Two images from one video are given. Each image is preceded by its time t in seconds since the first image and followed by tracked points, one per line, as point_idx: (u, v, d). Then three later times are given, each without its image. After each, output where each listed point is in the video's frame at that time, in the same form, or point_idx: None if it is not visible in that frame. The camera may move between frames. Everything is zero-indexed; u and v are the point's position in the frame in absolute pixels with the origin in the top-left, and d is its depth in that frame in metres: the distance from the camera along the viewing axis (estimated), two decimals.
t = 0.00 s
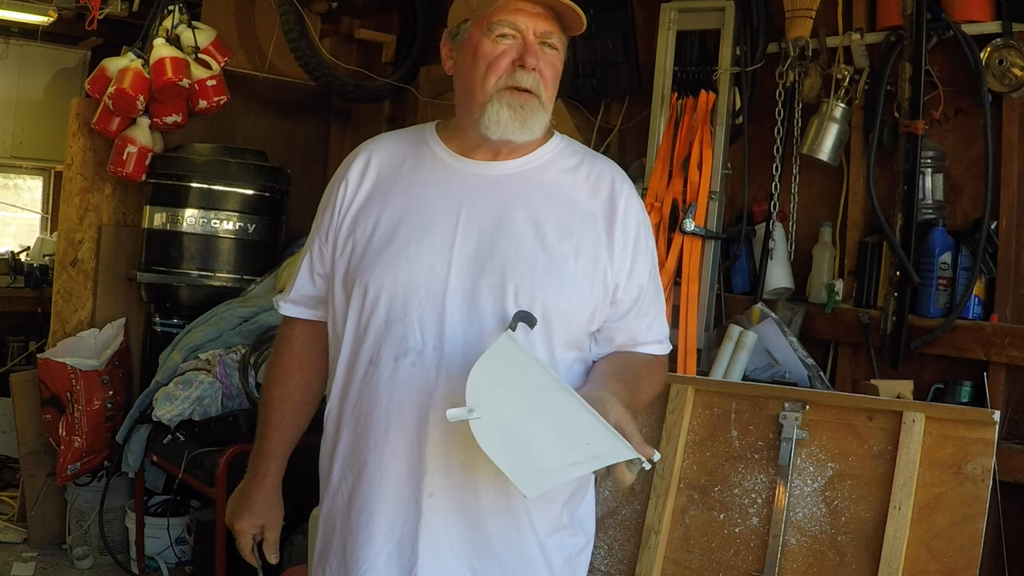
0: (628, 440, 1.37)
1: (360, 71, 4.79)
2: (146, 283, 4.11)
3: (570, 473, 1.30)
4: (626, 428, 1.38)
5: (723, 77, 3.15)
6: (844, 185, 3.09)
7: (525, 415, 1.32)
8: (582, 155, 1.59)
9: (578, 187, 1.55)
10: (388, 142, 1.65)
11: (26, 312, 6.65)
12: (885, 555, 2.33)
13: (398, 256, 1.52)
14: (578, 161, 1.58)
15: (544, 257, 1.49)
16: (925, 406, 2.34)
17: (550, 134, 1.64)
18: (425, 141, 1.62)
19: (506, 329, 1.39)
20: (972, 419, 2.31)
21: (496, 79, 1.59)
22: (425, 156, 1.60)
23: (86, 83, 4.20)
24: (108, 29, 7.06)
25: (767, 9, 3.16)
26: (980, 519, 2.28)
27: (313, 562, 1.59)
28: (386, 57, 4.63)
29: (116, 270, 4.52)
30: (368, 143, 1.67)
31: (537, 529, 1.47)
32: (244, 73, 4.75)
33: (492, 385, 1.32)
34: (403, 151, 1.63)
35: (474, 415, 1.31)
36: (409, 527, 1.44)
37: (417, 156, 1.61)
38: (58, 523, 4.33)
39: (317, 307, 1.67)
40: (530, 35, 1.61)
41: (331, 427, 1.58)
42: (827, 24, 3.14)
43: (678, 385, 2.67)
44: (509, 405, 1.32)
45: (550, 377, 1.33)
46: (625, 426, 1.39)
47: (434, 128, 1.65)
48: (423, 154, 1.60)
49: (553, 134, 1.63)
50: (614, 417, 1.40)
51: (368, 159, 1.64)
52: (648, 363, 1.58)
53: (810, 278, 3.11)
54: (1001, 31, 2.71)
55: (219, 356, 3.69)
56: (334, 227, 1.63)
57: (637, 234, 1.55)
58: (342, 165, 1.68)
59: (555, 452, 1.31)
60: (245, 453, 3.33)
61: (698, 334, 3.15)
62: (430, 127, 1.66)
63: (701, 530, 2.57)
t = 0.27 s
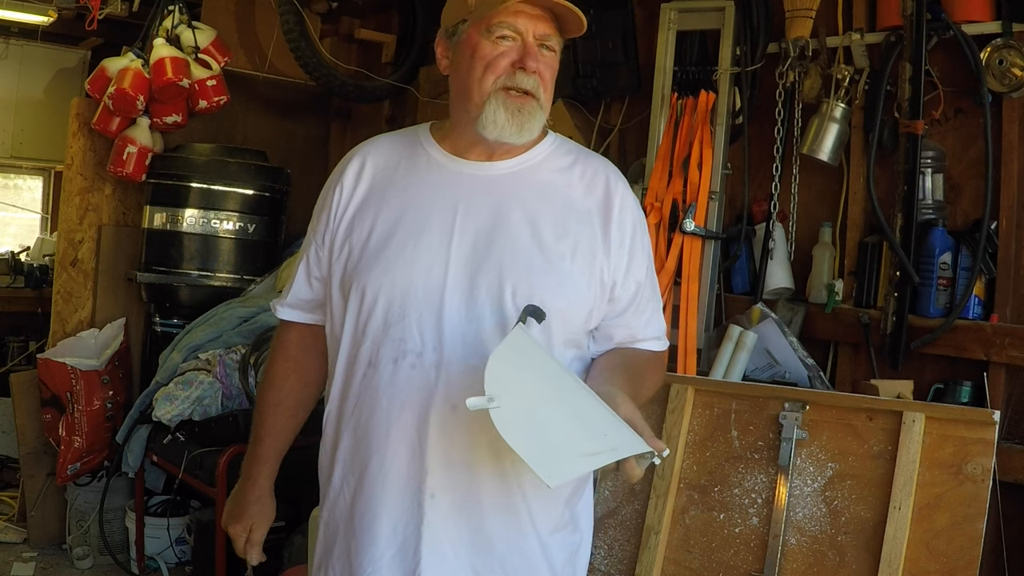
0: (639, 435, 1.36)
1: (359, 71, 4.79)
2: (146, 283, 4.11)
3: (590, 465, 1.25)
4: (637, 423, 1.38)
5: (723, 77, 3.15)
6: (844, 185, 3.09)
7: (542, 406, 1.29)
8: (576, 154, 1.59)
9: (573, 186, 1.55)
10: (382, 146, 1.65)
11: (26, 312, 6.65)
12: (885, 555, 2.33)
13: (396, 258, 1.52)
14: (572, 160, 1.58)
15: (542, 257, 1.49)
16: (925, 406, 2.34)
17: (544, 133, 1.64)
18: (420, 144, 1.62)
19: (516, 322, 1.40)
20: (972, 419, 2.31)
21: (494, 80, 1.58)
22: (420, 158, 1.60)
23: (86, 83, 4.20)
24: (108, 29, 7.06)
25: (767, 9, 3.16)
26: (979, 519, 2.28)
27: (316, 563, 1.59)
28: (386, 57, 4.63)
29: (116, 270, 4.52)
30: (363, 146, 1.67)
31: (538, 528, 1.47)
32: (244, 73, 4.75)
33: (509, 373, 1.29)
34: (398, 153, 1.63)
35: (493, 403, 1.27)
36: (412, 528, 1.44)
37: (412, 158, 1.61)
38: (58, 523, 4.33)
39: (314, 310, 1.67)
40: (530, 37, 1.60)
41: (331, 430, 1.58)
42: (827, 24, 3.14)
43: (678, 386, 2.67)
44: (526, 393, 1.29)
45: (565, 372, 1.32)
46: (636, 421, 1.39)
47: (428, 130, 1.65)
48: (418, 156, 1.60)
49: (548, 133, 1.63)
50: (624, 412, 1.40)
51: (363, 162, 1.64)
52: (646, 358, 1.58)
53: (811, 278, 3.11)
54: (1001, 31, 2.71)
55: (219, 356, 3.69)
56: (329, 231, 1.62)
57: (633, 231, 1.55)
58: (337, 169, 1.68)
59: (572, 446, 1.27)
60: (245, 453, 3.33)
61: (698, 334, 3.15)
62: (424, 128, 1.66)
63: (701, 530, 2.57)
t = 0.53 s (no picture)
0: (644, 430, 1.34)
1: (360, 71, 4.79)
2: (146, 283, 4.11)
3: (601, 457, 1.21)
4: (642, 417, 1.37)
5: (723, 77, 3.15)
6: (844, 186, 3.09)
7: (550, 403, 1.27)
8: (572, 153, 1.59)
9: (570, 185, 1.55)
10: (379, 147, 1.65)
11: (26, 312, 6.65)
12: (885, 555, 2.33)
13: (393, 259, 1.52)
14: (569, 159, 1.58)
15: (539, 257, 1.49)
16: (925, 406, 2.35)
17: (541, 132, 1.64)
18: (416, 144, 1.62)
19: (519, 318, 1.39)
20: (972, 419, 2.31)
21: (483, 82, 1.58)
22: (416, 159, 1.60)
23: (86, 83, 4.20)
24: (108, 29, 7.06)
25: (767, 9, 3.15)
26: (979, 519, 2.28)
27: (315, 565, 1.59)
28: (386, 57, 4.63)
29: (116, 270, 4.52)
30: (359, 147, 1.67)
31: (536, 528, 1.47)
32: (244, 73, 4.75)
33: (513, 368, 1.28)
34: (394, 154, 1.63)
35: (501, 396, 1.25)
36: (411, 530, 1.44)
37: (408, 159, 1.61)
38: (58, 523, 4.34)
39: (312, 311, 1.68)
40: (520, 39, 1.60)
41: (330, 432, 1.58)
42: (827, 24, 3.14)
43: (678, 386, 2.67)
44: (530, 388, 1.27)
45: (567, 371, 1.31)
46: (640, 416, 1.38)
47: (424, 131, 1.65)
48: (414, 157, 1.60)
49: (544, 132, 1.62)
50: (628, 407, 1.39)
51: (359, 163, 1.64)
52: (645, 356, 1.58)
53: (810, 278, 3.11)
54: (1001, 31, 2.71)
55: (219, 356, 3.69)
56: (327, 232, 1.63)
57: (630, 230, 1.55)
58: (333, 170, 1.68)
59: (581, 442, 1.23)
60: (244, 452, 3.33)
61: (698, 334, 3.15)
62: (420, 129, 1.66)
63: (701, 530, 2.57)
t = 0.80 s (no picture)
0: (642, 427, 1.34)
1: (359, 71, 4.79)
2: (146, 283, 4.11)
3: (594, 454, 1.20)
4: (638, 415, 1.37)
5: (723, 77, 3.15)
6: (844, 186, 3.09)
7: (546, 400, 1.26)
8: (568, 152, 1.58)
9: (566, 185, 1.55)
10: (374, 148, 1.65)
11: (26, 312, 6.66)
12: (885, 555, 2.33)
13: (388, 261, 1.52)
14: (565, 159, 1.57)
15: (534, 258, 1.49)
16: (925, 406, 2.35)
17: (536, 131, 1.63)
18: (411, 145, 1.62)
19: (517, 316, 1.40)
20: (972, 419, 2.31)
21: (472, 82, 1.58)
22: (411, 160, 1.60)
23: (86, 83, 4.20)
24: (108, 30, 7.07)
25: (767, 9, 3.15)
26: (980, 519, 2.28)
27: (312, 566, 1.59)
28: (385, 57, 4.63)
29: (116, 270, 4.52)
30: (355, 147, 1.67)
31: (532, 529, 1.47)
32: (244, 73, 4.75)
33: (510, 368, 1.27)
34: (389, 155, 1.63)
35: (495, 392, 1.25)
36: (407, 531, 1.44)
37: (403, 160, 1.61)
38: (58, 523, 4.34)
39: (308, 313, 1.68)
40: (509, 38, 1.59)
41: (326, 433, 1.58)
42: (827, 24, 3.14)
43: (678, 386, 2.67)
44: (527, 387, 1.27)
45: (565, 370, 1.31)
46: (637, 415, 1.37)
47: (419, 131, 1.65)
48: (409, 157, 1.60)
49: (539, 131, 1.62)
50: (626, 406, 1.39)
51: (354, 165, 1.64)
52: (643, 356, 1.58)
53: (810, 278, 3.11)
54: (1001, 31, 2.71)
55: (219, 356, 3.68)
56: (322, 234, 1.63)
57: (627, 230, 1.55)
58: (329, 171, 1.68)
59: (576, 439, 1.22)
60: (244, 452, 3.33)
61: (698, 334, 3.15)
62: (415, 129, 1.66)
63: (701, 530, 2.57)
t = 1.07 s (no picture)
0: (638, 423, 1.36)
1: (360, 71, 4.79)
2: (146, 283, 4.11)
3: (592, 444, 1.20)
4: (634, 412, 1.38)
5: (723, 77, 3.15)
6: (844, 186, 3.09)
7: (538, 392, 1.26)
8: (562, 151, 1.58)
9: (559, 184, 1.54)
10: (367, 148, 1.65)
11: (26, 312, 6.66)
12: (885, 555, 2.33)
13: (382, 262, 1.53)
14: (559, 157, 1.57)
15: (529, 257, 1.49)
16: (925, 406, 2.35)
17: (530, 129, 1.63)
18: (404, 146, 1.62)
19: (513, 311, 1.40)
20: (973, 419, 2.31)
21: (463, 81, 1.56)
22: (405, 160, 1.60)
23: (86, 83, 4.20)
24: (108, 30, 7.07)
25: (767, 9, 3.15)
26: (979, 519, 2.28)
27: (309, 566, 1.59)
28: (385, 57, 4.63)
29: (116, 270, 4.52)
30: (348, 148, 1.67)
31: (528, 529, 1.47)
32: (244, 73, 4.75)
33: (504, 359, 1.27)
34: (383, 156, 1.63)
35: (488, 383, 1.24)
36: (402, 532, 1.44)
37: (397, 161, 1.61)
38: (58, 523, 4.34)
39: (304, 314, 1.68)
40: (499, 36, 1.57)
41: (322, 434, 1.58)
42: (827, 24, 3.14)
43: (678, 386, 2.67)
44: (521, 379, 1.26)
45: (557, 365, 1.31)
46: (632, 409, 1.39)
47: (413, 131, 1.65)
48: (403, 158, 1.60)
49: (534, 129, 1.61)
50: (620, 401, 1.40)
51: (348, 165, 1.64)
52: (640, 354, 1.58)
53: (810, 278, 3.11)
54: (1001, 31, 2.71)
55: (219, 356, 3.68)
56: (317, 235, 1.63)
57: (622, 228, 1.54)
58: (323, 172, 1.68)
59: (571, 431, 1.22)
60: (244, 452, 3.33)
61: (698, 334, 3.15)
62: (409, 129, 1.66)
63: (701, 530, 2.57)
